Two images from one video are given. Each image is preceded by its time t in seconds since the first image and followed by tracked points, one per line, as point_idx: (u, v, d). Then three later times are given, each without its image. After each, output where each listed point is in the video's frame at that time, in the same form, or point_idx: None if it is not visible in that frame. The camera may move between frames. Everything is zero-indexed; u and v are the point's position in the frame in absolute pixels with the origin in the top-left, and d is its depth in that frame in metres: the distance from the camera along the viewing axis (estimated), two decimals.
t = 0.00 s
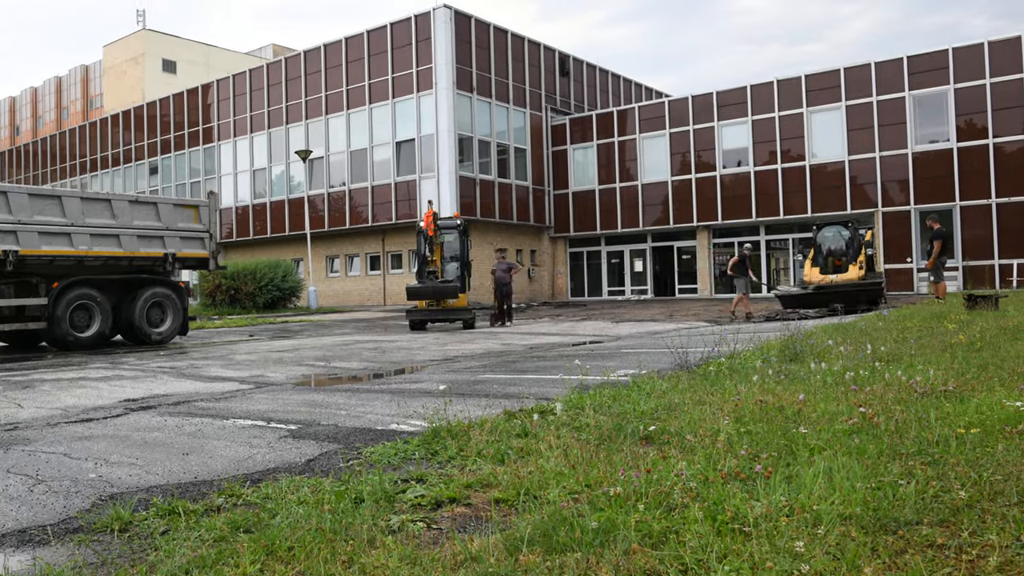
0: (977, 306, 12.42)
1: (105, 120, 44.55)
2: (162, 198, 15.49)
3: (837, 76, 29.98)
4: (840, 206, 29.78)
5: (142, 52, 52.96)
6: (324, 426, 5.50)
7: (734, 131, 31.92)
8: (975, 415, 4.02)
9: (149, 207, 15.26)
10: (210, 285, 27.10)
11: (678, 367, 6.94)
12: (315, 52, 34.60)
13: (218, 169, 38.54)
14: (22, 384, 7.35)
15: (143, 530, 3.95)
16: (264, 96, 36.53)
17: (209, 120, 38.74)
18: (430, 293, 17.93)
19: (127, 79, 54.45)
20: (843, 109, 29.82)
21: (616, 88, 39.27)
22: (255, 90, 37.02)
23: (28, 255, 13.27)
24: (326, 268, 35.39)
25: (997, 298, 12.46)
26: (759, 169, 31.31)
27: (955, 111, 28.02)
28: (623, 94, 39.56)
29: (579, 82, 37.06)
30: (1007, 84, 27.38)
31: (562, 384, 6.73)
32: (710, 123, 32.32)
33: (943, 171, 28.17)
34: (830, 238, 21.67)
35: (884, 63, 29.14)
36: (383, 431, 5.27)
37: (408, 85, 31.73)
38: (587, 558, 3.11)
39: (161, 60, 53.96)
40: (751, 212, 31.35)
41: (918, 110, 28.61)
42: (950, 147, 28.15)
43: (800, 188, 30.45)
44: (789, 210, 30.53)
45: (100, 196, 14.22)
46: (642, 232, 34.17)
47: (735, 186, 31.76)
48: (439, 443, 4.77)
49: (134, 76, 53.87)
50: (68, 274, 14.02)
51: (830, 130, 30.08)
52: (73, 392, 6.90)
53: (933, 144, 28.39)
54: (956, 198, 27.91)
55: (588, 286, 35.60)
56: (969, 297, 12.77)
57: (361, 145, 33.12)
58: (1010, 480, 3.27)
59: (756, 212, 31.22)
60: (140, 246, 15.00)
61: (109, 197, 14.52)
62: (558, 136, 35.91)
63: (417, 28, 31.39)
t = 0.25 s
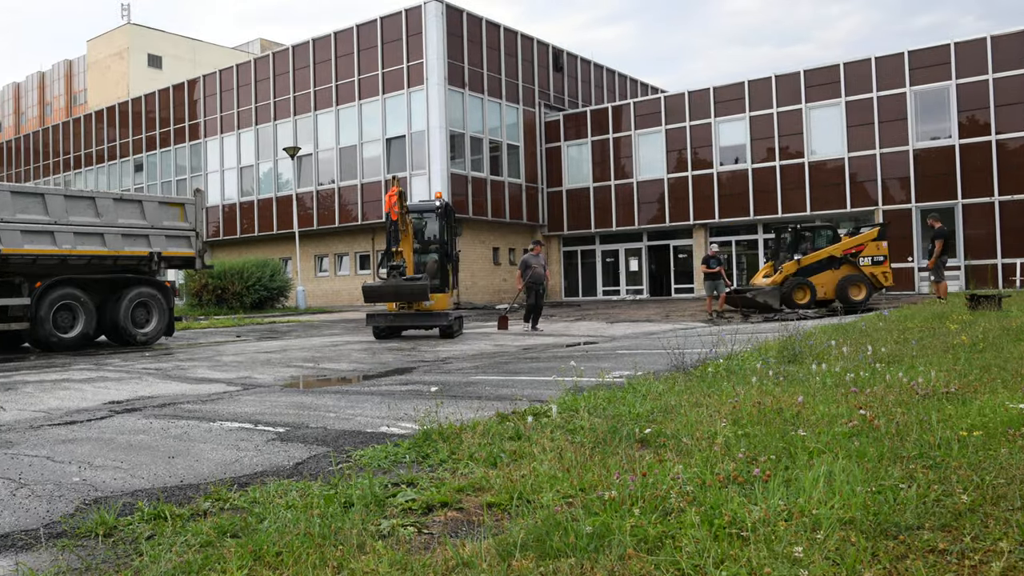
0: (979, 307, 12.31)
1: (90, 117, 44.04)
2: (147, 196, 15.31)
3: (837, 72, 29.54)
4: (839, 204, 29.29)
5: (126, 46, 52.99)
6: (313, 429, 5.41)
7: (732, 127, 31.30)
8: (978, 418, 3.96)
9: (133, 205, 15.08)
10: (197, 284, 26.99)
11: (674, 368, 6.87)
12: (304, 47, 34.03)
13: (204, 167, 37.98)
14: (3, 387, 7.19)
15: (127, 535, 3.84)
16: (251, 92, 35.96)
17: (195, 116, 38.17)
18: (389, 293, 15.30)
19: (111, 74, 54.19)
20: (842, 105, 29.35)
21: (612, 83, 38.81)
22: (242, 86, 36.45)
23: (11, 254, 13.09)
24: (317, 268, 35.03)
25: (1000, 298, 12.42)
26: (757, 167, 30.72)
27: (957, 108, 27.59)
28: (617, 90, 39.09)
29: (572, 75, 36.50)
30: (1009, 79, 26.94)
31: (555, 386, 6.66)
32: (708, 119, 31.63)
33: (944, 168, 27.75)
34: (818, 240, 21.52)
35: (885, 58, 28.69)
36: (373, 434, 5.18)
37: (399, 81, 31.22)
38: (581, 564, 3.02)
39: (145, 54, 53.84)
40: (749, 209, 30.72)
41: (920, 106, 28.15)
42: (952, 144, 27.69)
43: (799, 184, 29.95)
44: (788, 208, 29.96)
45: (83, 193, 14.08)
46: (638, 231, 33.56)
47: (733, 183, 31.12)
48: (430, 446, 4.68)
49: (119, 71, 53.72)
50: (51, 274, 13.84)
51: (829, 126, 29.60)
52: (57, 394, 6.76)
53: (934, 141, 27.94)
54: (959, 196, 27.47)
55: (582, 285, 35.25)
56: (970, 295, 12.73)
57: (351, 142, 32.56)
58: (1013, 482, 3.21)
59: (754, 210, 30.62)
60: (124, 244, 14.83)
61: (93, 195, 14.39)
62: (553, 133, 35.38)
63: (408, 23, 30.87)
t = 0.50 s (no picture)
0: (982, 308, 12.20)
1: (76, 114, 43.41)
2: (132, 194, 15.11)
3: (836, 66, 28.20)
4: (838, 202, 27.94)
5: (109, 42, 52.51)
6: (301, 432, 5.30)
7: (728, 124, 30.01)
8: (979, 421, 3.89)
9: (118, 202, 14.88)
10: (181, 284, 26.39)
11: (669, 370, 6.79)
12: (291, 41, 33.11)
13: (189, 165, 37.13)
14: None
15: (111, 540, 3.75)
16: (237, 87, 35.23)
17: (180, 112, 37.45)
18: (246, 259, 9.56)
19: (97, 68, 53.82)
20: (842, 101, 28.05)
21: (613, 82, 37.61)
22: (228, 81, 35.56)
23: None
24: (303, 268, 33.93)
25: (1002, 298, 12.37)
26: (754, 164, 29.40)
27: (959, 103, 26.29)
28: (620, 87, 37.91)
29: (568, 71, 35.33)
30: (1013, 74, 25.64)
31: (547, 388, 6.59)
32: (704, 114, 30.31)
33: (945, 165, 26.41)
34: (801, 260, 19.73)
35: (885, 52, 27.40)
36: (363, 437, 5.09)
37: (389, 76, 30.26)
38: (576, 571, 2.94)
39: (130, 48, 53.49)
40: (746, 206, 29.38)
41: (921, 102, 26.85)
42: (954, 141, 26.32)
43: (798, 181, 28.56)
44: (786, 206, 28.60)
45: (67, 191, 13.94)
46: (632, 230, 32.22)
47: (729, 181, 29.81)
48: (421, 450, 4.60)
49: (104, 65, 53.39)
50: (34, 273, 13.70)
51: (826, 123, 28.35)
52: (40, 396, 6.65)
53: (936, 138, 26.60)
54: (960, 194, 26.13)
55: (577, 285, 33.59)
56: (972, 296, 12.69)
57: (341, 138, 31.67)
58: (1017, 487, 3.15)
59: (751, 207, 29.31)
60: (108, 243, 14.65)
61: (76, 193, 14.25)
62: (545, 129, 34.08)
63: (398, 16, 29.93)
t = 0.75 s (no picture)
0: (989, 308, 12.12)
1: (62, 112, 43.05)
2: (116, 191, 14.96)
3: (835, 60, 27.74)
4: (838, 200, 27.51)
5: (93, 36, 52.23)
6: (288, 435, 5.20)
7: (725, 120, 29.55)
8: (981, 424, 3.83)
9: (101, 200, 14.75)
10: (168, 283, 26.22)
11: (665, 372, 6.71)
12: (278, 37, 32.69)
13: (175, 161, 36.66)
14: None
15: (93, 546, 3.64)
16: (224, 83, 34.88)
17: (166, 108, 37.13)
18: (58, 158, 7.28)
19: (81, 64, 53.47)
20: (842, 96, 27.58)
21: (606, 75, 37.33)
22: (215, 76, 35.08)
23: None
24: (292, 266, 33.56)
25: (1006, 298, 12.35)
26: (752, 161, 28.98)
27: (962, 99, 25.84)
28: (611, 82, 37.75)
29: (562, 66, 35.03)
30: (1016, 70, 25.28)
31: (541, 390, 6.52)
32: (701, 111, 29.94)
33: (946, 162, 26.03)
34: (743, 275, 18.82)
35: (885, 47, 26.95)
36: (351, 440, 5.00)
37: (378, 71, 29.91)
38: None
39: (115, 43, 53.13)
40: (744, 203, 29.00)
41: (922, 97, 26.43)
42: (957, 137, 25.91)
43: (796, 179, 28.16)
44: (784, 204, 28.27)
45: (49, 188, 13.81)
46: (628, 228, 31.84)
47: (727, 178, 29.44)
48: (411, 453, 4.51)
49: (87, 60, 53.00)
50: (16, 273, 13.53)
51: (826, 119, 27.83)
52: (23, 398, 6.53)
53: (938, 134, 26.17)
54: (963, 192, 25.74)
55: (570, 285, 33.34)
56: (977, 295, 12.66)
57: (328, 135, 31.00)
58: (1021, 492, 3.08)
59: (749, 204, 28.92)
60: (92, 242, 14.51)
61: (59, 190, 14.10)
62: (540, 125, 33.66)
63: (388, 10, 29.53)
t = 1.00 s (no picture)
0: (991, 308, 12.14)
1: (46, 107, 42.61)
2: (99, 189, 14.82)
3: (835, 55, 27.71)
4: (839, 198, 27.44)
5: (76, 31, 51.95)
6: (276, 438, 5.11)
7: (722, 116, 29.50)
8: (984, 426, 3.77)
9: (83, 198, 14.60)
10: (152, 283, 26.08)
11: (662, 374, 6.63)
12: (265, 31, 32.55)
13: (159, 158, 36.54)
14: None
15: (75, 551, 3.54)
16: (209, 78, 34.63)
17: (150, 104, 36.88)
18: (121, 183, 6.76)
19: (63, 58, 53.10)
20: (842, 92, 27.54)
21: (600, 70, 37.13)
22: (199, 71, 34.94)
23: None
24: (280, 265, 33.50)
25: (1009, 299, 12.35)
26: (750, 157, 28.92)
27: (964, 95, 25.82)
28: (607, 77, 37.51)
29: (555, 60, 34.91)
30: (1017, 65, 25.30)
31: (534, 391, 6.44)
32: (698, 106, 29.84)
33: (948, 159, 26.01)
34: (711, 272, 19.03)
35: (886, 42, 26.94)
36: (340, 443, 4.91)
37: (367, 66, 29.76)
38: None
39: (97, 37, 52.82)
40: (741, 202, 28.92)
41: (923, 93, 26.41)
42: (959, 133, 25.91)
43: (794, 176, 28.13)
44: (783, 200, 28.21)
45: (30, 185, 13.63)
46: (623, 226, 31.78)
47: (724, 175, 29.31)
48: (401, 456, 4.42)
49: (70, 54, 52.66)
50: None
51: (825, 114, 27.80)
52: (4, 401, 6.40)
53: (940, 130, 26.16)
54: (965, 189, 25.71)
55: (563, 284, 33.19)
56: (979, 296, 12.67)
57: (317, 131, 31.13)
58: None
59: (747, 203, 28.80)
60: (75, 240, 14.40)
61: (40, 187, 13.93)
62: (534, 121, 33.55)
63: (376, 4, 29.37)
